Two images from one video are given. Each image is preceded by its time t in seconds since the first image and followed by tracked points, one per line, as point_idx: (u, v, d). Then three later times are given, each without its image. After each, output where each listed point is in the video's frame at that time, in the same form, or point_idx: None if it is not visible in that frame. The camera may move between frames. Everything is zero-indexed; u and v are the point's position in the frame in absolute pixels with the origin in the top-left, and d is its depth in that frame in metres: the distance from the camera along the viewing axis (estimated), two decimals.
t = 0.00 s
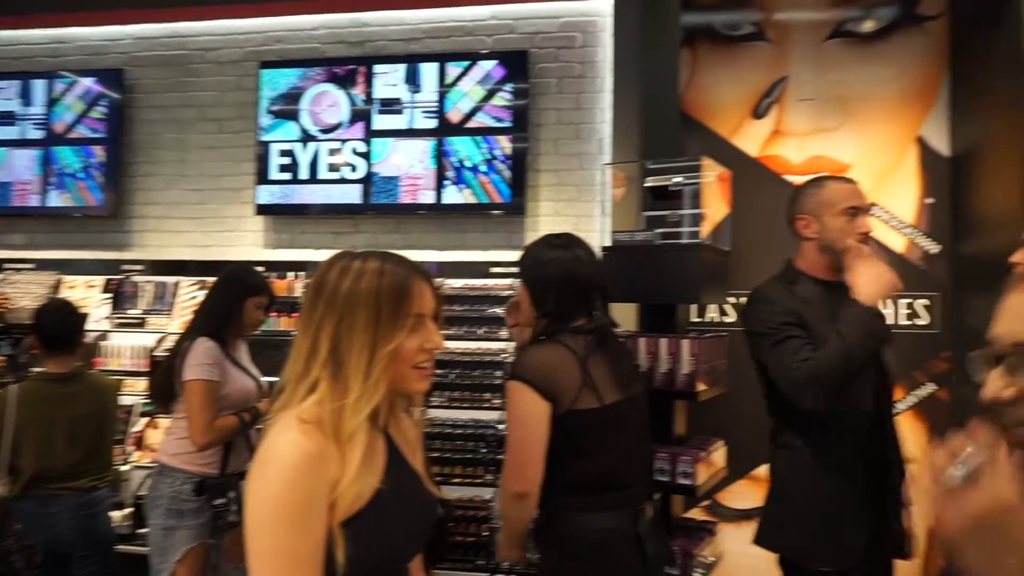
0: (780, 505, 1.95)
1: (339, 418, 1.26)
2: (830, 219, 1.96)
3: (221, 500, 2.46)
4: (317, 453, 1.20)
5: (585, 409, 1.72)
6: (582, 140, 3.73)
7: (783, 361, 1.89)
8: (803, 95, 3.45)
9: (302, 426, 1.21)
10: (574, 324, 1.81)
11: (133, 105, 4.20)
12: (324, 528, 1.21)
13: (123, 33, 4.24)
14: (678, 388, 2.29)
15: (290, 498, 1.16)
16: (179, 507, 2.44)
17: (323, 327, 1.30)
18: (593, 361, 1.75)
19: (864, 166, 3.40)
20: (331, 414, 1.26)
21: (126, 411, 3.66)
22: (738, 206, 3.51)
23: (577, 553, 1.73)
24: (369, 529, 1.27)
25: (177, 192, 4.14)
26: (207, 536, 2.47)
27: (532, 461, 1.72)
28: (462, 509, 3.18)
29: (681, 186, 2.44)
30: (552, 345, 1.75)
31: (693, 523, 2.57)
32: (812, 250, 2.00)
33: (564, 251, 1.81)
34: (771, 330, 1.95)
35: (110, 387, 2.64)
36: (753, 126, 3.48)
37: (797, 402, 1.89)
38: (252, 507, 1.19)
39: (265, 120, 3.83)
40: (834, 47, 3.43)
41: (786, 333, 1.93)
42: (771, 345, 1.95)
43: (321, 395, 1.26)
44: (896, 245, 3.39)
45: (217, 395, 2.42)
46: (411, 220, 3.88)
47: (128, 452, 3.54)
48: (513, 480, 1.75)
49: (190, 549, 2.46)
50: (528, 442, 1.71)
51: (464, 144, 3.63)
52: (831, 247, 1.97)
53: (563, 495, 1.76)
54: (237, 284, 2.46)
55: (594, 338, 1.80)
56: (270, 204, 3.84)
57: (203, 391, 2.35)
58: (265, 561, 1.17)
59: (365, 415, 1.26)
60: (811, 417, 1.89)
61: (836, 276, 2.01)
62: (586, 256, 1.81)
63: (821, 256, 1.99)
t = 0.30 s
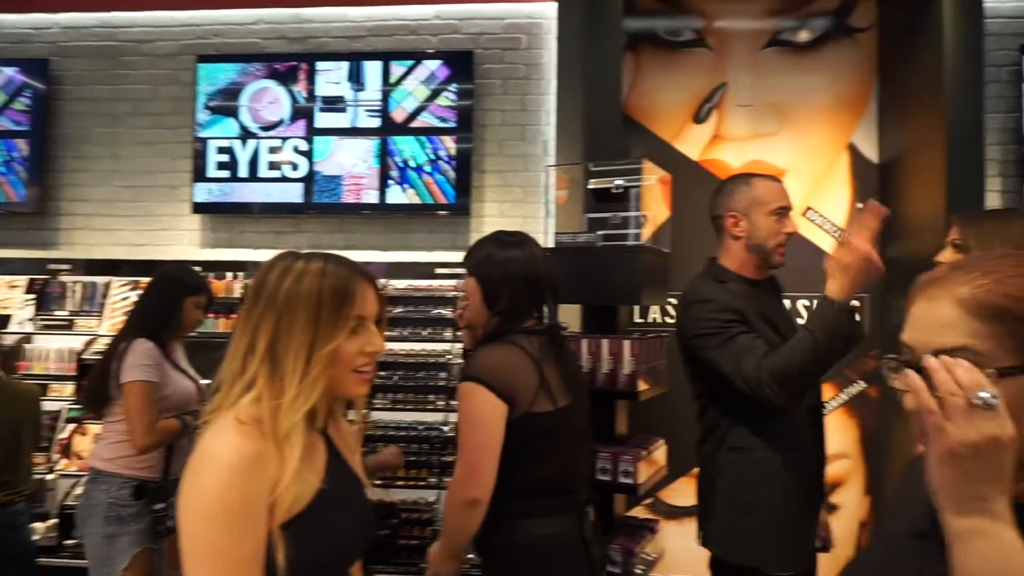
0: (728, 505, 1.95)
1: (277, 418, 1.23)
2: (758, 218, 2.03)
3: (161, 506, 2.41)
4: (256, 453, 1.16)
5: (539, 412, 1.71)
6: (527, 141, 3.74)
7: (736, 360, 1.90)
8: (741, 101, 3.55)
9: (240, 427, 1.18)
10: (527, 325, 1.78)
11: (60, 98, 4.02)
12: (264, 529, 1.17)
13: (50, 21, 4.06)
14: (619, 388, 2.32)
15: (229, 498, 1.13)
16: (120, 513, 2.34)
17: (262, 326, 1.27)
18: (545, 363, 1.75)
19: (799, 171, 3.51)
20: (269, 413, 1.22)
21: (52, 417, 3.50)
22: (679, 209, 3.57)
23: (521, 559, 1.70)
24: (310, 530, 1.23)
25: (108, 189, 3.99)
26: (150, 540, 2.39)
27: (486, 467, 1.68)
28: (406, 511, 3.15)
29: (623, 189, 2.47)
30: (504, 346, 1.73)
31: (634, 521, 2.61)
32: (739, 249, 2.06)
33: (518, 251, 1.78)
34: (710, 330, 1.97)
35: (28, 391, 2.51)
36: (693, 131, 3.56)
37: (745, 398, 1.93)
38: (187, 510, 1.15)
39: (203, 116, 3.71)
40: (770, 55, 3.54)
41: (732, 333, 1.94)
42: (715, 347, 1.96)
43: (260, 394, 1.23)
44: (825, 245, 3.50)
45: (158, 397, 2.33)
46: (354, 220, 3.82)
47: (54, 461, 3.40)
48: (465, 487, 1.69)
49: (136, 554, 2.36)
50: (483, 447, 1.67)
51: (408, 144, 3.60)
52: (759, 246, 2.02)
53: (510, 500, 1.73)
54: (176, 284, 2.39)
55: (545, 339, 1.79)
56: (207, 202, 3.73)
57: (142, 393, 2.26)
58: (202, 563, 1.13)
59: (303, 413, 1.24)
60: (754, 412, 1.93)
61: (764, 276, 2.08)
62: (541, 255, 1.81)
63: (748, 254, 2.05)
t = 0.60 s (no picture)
0: (672, 509, 1.96)
1: (223, 425, 1.20)
2: (715, 220, 2.06)
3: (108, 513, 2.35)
4: (193, 460, 1.13)
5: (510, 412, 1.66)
6: (483, 140, 3.73)
7: (687, 374, 1.90)
8: (695, 102, 3.60)
9: (180, 432, 1.15)
10: (489, 325, 1.70)
11: None
12: (195, 540, 1.13)
13: None
14: (573, 387, 2.33)
15: (159, 507, 1.09)
16: (67, 522, 2.27)
17: (212, 327, 1.23)
18: (511, 364, 1.68)
19: (750, 173, 3.57)
20: (214, 419, 1.19)
21: None
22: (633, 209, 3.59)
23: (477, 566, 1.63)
24: (248, 543, 1.19)
25: (50, 184, 3.85)
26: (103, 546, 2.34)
27: (459, 466, 1.59)
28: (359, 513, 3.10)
29: (576, 188, 2.49)
30: (472, 345, 1.65)
31: (588, 520, 2.62)
32: (693, 250, 2.09)
33: (479, 249, 1.69)
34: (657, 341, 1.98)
35: None
36: (648, 131, 3.59)
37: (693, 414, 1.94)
38: (116, 518, 1.11)
39: (150, 111, 3.59)
40: (722, 58, 3.62)
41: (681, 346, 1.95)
42: (666, 358, 1.96)
43: (205, 399, 1.20)
44: (777, 245, 3.56)
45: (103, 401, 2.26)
46: (307, 218, 3.77)
47: None
48: (445, 485, 1.58)
49: (90, 562, 2.31)
50: (459, 447, 1.58)
51: (362, 141, 3.56)
52: (714, 249, 2.05)
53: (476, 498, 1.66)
54: (119, 283, 2.32)
55: (507, 339, 1.71)
56: (155, 199, 3.62)
57: (88, 397, 2.19)
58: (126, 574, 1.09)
59: (253, 418, 1.21)
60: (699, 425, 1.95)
61: (715, 276, 2.12)
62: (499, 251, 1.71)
63: (704, 258, 2.07)
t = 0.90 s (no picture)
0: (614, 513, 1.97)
1: (150, 442, 1.15)
2: (650, 222, 2.10)
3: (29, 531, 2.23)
4: (113, 481, 1.08)
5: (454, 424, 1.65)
6: (428, 145, 3.72)
7: (634, 363, 1.92)
8: (637, 111, 3.66)
9: (100, 451, 1.09)
10: (429, 334, 1.67)
11: None
12: (116, 563, 1.08)
13: None
14: (514, 393, 2.34)
15: (76, 531, 1.03)
16: None
17: (135, 337, 1.18)
18: (456, 369, 1.66)
19: (690, 182, 3.65)
20: (140, 436, 1.14)
21: None
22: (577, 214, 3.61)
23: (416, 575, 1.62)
24: (174, 564, 1.14)
25: None
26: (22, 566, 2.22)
27: (412, 472, 1.54)
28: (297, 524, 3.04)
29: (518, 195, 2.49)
30: (421, 355, 1.61)
31: (529, 526, 2.64)
32: (632, 255, 2.12)
33: (415, 255, 1.66)
34: (596, 338, 2.02)
35: None
36: (592, 139, 3.63)
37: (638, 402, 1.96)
38: (28, 543, 1.04)
39: (80, 108, 3.44)
40: (664, 68, 3.69)
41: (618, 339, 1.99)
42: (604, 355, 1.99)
43: (129, 415, 1.14)
44: (717, 253, 3.63)
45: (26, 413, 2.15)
46: (247, 222, 3.68)
47: None
48: (395, 496, 1.54)
49: None
50: (413, 451, 1.54)
51: (305, 144, 3.50)
52: (653, 250, 2.09)
53: (423, 504, 1.63)
54: (43, 288, 2.23)
55: (450, 346, 1.70)
56: (85, 200, 3.48)
57: (10, 408, 2.08)
58: None
59: (183, 435, 1.16)
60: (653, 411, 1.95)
61: (653, 281, 2.16)
62: (437, 258, 1.68)
63: (644, 259, 2.10)
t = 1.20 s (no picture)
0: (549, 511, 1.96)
1: (53, 460, 1.08)
2: (584, 231, 2.13)
3: None
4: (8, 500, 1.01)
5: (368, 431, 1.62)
6: (365, 148, 3.68)
7: (582, 333, 1.95)
8: (575, 118, 3.70)
9: None
10: (351, 341, 1.65)
11: None
12: None
13: None
14: (449, 399, 2.33)
15: None
16: None
17: (45, 347, 1.12)
18: (379, 374, 1.64)
19: (626, 189, 3.71)
20: (43, 454, 1.08)
21: None
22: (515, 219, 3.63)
23: None
24: None
25: None
26: None
27: (336, 479, 1.52)
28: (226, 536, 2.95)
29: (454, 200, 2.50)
30: (341, 360, 1.59)
31: (464, 532, 2.63)
32: (565, 260, 2.14)
33: (336, 260, 1.67)
34: (537, 329, 2.01)
35: None
36: (530, 144, 3.65)
37: (594, 369, 1.96)
38: None
39: None
40: (601, 76, 3.74)
41: (557, 321, 2.00)
42: (548, 342, 1.98)
43: (33, 431, 1.08)
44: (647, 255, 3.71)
45: None
46: (175, 224, 3.56)
47: None
48: (317, 505, 1.51)
49: None
50: (332, 459, 1.51)
51: (236, 145, 3.41)
52: (586, 257, 2.12)
53: (349, 513, 1.63)
54: None
55: (373, 352, 1.67)
56: None
57: None
58: None
59: (90, 454, 1.10)
60: (613, 370, 1.97)
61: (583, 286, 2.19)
62: (361, 264, 1.70)
63: (576, 267, 2.14)
